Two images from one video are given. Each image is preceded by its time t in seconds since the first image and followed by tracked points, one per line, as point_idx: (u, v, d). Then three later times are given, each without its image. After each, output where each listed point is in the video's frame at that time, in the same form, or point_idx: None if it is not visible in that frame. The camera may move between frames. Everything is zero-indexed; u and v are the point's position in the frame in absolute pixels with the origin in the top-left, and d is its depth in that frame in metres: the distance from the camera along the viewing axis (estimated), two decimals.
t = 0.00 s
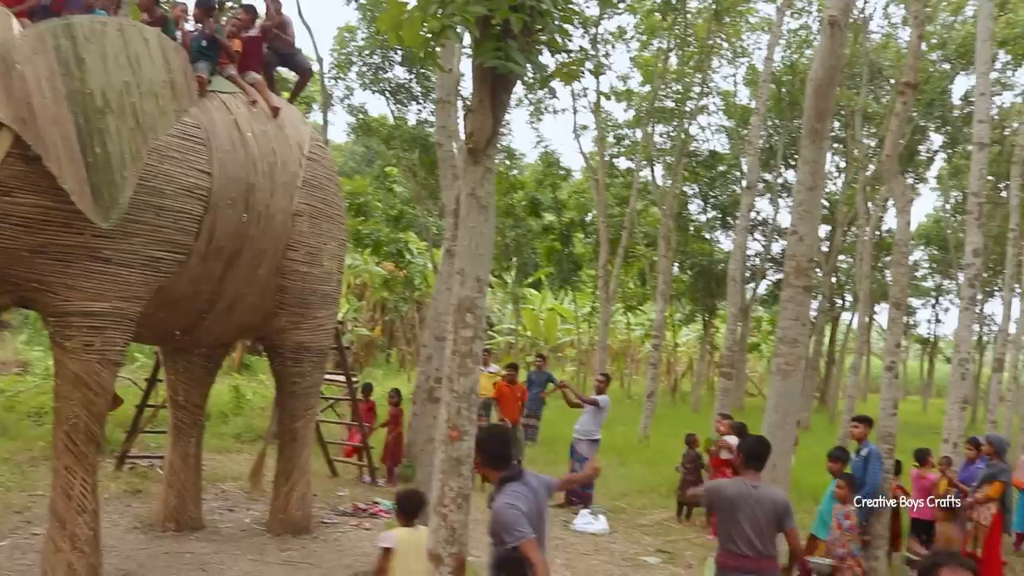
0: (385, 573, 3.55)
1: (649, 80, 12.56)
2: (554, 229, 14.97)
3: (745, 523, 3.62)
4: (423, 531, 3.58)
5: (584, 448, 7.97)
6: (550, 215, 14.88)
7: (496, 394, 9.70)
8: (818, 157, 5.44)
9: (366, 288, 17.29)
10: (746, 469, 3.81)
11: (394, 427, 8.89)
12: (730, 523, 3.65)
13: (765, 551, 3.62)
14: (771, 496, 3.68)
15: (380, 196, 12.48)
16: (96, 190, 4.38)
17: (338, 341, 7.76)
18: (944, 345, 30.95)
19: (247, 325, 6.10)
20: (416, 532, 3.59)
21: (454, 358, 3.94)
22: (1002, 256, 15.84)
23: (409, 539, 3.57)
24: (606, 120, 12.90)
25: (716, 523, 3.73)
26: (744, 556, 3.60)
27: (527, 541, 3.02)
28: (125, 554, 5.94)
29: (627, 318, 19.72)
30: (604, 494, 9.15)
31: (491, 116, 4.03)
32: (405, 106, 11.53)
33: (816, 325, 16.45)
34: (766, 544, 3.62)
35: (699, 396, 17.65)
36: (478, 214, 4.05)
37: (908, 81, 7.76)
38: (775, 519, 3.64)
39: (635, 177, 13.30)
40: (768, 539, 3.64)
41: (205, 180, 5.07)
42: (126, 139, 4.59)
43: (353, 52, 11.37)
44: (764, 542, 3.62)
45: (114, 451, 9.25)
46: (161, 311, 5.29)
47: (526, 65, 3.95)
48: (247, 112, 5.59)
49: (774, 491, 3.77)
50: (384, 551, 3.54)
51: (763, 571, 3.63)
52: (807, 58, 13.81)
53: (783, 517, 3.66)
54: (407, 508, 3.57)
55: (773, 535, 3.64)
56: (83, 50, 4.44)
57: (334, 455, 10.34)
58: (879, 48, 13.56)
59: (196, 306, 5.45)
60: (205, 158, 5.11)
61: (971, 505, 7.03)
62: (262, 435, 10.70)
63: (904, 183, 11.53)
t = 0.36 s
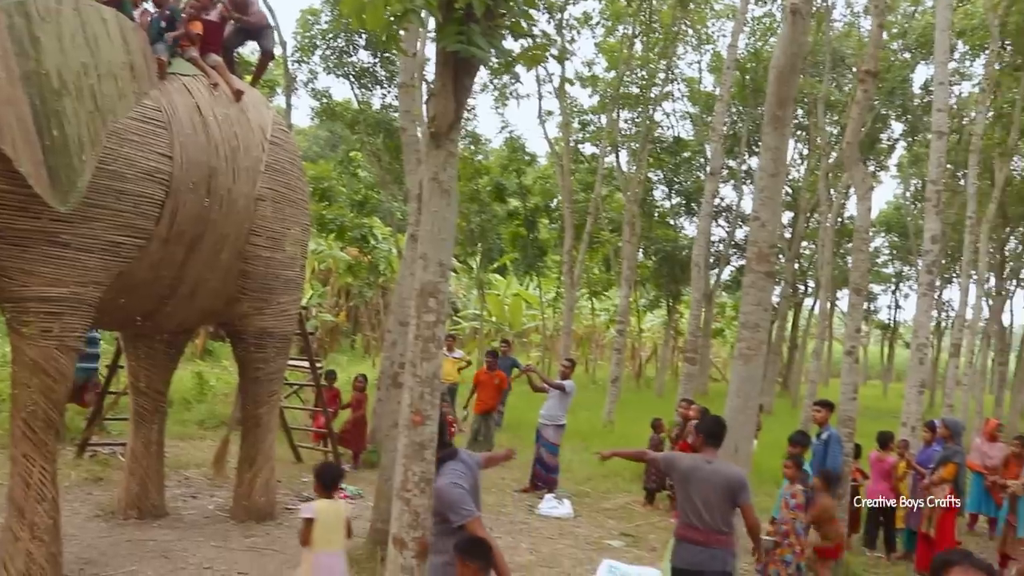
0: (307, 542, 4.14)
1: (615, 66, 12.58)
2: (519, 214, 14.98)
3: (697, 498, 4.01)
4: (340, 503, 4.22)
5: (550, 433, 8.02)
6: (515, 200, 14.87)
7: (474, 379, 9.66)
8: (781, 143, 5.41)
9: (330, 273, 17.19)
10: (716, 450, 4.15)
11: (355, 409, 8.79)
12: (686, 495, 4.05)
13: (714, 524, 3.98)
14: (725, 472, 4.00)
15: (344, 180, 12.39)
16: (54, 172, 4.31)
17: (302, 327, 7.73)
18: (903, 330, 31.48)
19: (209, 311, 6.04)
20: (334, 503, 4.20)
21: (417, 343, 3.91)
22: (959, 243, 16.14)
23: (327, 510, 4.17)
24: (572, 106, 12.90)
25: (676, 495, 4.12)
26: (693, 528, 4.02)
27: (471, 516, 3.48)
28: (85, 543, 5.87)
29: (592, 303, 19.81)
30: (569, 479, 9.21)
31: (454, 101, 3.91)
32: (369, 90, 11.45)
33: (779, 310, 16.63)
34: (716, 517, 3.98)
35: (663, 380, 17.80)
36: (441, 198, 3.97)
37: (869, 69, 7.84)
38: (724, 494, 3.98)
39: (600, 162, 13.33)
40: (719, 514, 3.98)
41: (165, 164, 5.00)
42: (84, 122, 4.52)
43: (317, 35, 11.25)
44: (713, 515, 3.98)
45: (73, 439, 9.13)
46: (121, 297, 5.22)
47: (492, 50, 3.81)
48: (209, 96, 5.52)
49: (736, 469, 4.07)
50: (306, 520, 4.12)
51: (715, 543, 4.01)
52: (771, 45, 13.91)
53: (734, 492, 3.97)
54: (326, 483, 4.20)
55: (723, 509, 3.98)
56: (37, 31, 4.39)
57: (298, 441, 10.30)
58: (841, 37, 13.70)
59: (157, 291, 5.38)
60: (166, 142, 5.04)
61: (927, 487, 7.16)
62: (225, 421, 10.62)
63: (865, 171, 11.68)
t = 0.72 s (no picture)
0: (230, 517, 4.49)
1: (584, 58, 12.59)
2: (488, 206, 15.00)
3: (666, 485, 4.10)
4: (262, 483, 4.57)
5: (518, 425, 8.03)
6: (484, 192, 14.86)
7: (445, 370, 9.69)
8: (746, 137, 5.30)
9: (298, 265, 17.10)
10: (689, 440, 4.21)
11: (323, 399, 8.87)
12: (657, 484, 4.13)
13: (681, 511, 4.06)
14: (691, 461, 4.06)
15: (313, 171, 12.31)
16: (13, 162, 4.23)
17: (268, 318, 7.70)
18: (867, 324, 31.89)
19: (173, 301, 5.98)
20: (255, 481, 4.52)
21: (379, 334, 3.88)
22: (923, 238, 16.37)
23: (248, 488, 4.50)
24: (541, 98, 12.90)
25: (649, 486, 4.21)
26: (663, 515, 4.10)
27: (409, 500, 4.02)
28: (47, 536, 5.81)
29: (561, 295, 19.88)
30: (536, 470, 9.24)
31: (416, 92, 3.81)
32: (338, 80, 11.38)
33: (747, 303, 16.77)
34: (683, 504, 4.05)
35: (632, 372, 17.90)
36: (404, 189, 3.94)
37: (834, 63, 7.90)
38: (691, 483, 4.04)
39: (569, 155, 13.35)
40: (688, 501, 4.05)
41: (129, 153, 4.93)
42: (44, 109, 4.45)
43: (285, 24, 11.16)
44: (681, 502, 4.05)
45: (36, 431, 9.02)
46: (83, 288, 5.16)
47: (455, 42, 3.65)
48: (174, 84, 5.45)
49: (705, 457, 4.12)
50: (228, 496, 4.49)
51: (686, 529, 4.07)
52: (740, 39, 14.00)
53: (699, 480, 4.03)
54: (247, 463, 4.56)
55: (691, 497, 4.05)
56: None
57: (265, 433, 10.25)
58: (809, 32, 13.82)
59: (120, 282, 5.32)
60: (129, 130, 4.97)
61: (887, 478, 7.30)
62: (191, 413, 10.54)
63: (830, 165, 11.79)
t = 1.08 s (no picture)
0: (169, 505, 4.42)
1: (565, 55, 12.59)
2: (468, 202, 15.00)
3: (676, 489, 4.22)
4: (199, 468, 4.50)
5: (493, 421, 8.03)
6: (463, 188, 14.85)
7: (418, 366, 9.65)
8: (722, 135, 5.23)
9: (276, 260, 17.02)
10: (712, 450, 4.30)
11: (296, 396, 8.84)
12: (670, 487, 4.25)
13: (688, 516, 4.15)
14: (703, 469, 4.15)
15: (291, 165, 12.24)
16: None
17: (244, 312, 7.60)
18: (844, 322, 32.14)
19: (148, 296, 5.94)
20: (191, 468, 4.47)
21: (349, 329, 3.86)
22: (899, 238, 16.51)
23: (185, 475, 4.45)
24: (521, 95, 12.89)
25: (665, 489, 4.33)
26: (671, 518, 4.20)
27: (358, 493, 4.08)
28: (17, 532, 5.75)
29: (539, 292, 19.90)
30: (512, 466, 9.25)
31: (388, 86, 3.83)
32: (317, 75, 11.33)
33: (725, 301, 16.85)
34: (690, 510, 4.14)
35: (610, 369, 17.95)
36: (375, 183, 3.90)
37: (811, 63, 7.93)
38: (701, 490, 4.14)
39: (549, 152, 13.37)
40: (697, 508, 4.14)
41: (102, 145, 4.89)
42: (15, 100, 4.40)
43: (264, 17, 11.09)
44: (686, 506, 4.15)
45: (8, 426, 8.93)
46: (56, 281, 5.11)
47: (427, 37, 3.65)
48: (149, 76, 5.40)
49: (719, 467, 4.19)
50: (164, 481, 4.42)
51: (691, 534, 4.15)
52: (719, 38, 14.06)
53: (708, 488, 4.12)
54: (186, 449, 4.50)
55: (699, 504, 4.13)
56: None
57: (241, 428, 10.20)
58: (789, 32, 13.90)
59: (94, 276, 5.28)
60: (103, 122, 4.92)
61: (860, 477, 7.39)
62: (166, 408, 10.47)
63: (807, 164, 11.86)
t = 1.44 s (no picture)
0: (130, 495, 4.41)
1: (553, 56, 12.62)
2: (456, 203, 15.00)
3: (700, 485, 4.52)
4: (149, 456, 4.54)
5: (480, 422, 8.04)
6: (452, 188, 14.85)
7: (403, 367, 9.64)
8: (707, 136, 5.25)
9: (264, 260, 16.96)
10: (737, 446, 4.58)
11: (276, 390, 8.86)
12: (694, 481, 4.56)
13: (708, 510, 4.45)
14: (726, 464, 4.45)
15: (279, 166, 12.22)
16: None
17: (231, 312, 7.59)
18: (831, 324, 32.29)
19: (134, 296, 5.92)
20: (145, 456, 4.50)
21: (333, 329, 3.87)
22: (885, 239, 16.59)
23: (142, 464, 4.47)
24: (509, 96, 12.90)
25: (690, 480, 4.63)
26: (694, 511, 4.51)
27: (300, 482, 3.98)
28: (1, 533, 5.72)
29: (527, 293, 19.92)
30: (499, 467, 9.25)
31: (372, 87, 3.82)
32: (305, 75, 11.31)
33: (713, 301, 16.89)
34: (712, 503, 4.45)
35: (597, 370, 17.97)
36: (358, 184, 3.91)
37: (797, 66, 7.97)
38: (723, 483, 4.44)
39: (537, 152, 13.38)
40: (720, 501, 4.44)
41: (87, 145, 4.87)
42: None
43: (252, 17, 11.07)
44: (709, 500, 4.46)
45: None
46: (40, 282, 5.09)
47: (411, 38, 3.65)
48: (134, 76, 5.37)
49: (741, 462, 4.48)
50: (133, 476, 4.32)
51: (711, 525, 4.45)
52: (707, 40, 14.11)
53: (731, 482, 4.42)
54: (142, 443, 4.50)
55: (721, 499, 4.43)
56: None
57: (227, 429, 10.17)
58: (776, 34, 13.95)
59: (79, 276, 5.26)
60: (88, 123, 4.89)
61: (845, 476, 7.40)
62: (152, 408, 10.43)
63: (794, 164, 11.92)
